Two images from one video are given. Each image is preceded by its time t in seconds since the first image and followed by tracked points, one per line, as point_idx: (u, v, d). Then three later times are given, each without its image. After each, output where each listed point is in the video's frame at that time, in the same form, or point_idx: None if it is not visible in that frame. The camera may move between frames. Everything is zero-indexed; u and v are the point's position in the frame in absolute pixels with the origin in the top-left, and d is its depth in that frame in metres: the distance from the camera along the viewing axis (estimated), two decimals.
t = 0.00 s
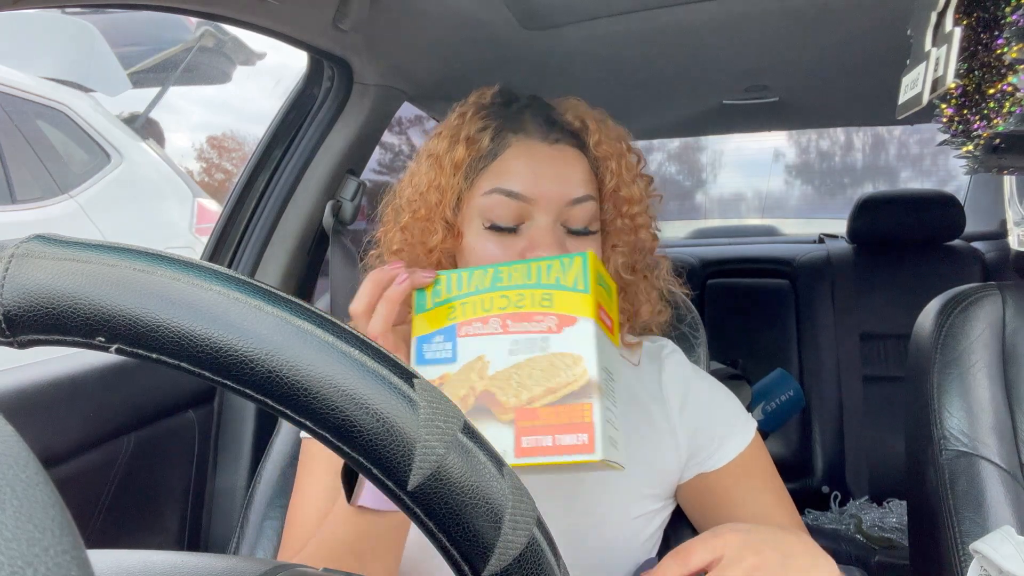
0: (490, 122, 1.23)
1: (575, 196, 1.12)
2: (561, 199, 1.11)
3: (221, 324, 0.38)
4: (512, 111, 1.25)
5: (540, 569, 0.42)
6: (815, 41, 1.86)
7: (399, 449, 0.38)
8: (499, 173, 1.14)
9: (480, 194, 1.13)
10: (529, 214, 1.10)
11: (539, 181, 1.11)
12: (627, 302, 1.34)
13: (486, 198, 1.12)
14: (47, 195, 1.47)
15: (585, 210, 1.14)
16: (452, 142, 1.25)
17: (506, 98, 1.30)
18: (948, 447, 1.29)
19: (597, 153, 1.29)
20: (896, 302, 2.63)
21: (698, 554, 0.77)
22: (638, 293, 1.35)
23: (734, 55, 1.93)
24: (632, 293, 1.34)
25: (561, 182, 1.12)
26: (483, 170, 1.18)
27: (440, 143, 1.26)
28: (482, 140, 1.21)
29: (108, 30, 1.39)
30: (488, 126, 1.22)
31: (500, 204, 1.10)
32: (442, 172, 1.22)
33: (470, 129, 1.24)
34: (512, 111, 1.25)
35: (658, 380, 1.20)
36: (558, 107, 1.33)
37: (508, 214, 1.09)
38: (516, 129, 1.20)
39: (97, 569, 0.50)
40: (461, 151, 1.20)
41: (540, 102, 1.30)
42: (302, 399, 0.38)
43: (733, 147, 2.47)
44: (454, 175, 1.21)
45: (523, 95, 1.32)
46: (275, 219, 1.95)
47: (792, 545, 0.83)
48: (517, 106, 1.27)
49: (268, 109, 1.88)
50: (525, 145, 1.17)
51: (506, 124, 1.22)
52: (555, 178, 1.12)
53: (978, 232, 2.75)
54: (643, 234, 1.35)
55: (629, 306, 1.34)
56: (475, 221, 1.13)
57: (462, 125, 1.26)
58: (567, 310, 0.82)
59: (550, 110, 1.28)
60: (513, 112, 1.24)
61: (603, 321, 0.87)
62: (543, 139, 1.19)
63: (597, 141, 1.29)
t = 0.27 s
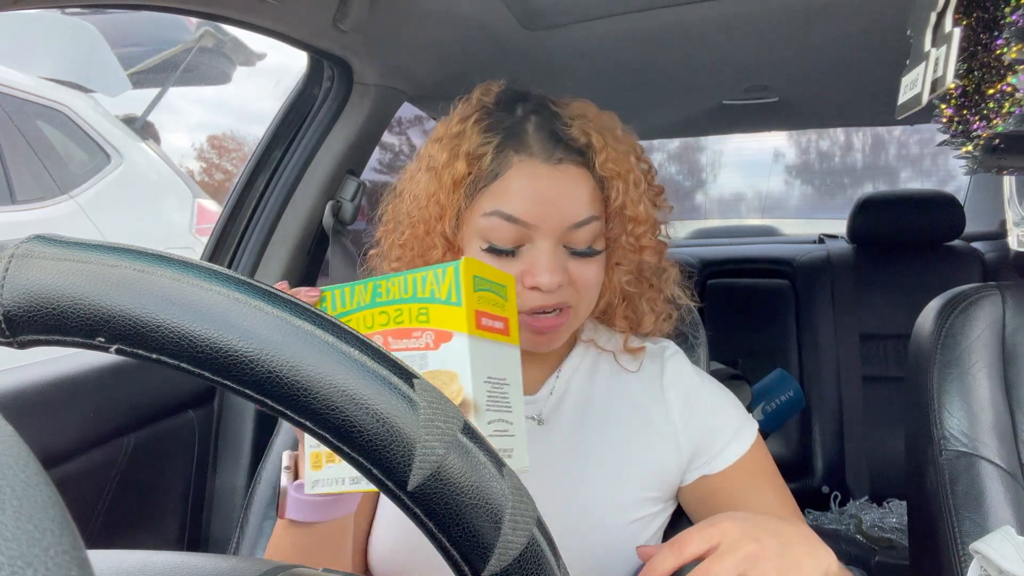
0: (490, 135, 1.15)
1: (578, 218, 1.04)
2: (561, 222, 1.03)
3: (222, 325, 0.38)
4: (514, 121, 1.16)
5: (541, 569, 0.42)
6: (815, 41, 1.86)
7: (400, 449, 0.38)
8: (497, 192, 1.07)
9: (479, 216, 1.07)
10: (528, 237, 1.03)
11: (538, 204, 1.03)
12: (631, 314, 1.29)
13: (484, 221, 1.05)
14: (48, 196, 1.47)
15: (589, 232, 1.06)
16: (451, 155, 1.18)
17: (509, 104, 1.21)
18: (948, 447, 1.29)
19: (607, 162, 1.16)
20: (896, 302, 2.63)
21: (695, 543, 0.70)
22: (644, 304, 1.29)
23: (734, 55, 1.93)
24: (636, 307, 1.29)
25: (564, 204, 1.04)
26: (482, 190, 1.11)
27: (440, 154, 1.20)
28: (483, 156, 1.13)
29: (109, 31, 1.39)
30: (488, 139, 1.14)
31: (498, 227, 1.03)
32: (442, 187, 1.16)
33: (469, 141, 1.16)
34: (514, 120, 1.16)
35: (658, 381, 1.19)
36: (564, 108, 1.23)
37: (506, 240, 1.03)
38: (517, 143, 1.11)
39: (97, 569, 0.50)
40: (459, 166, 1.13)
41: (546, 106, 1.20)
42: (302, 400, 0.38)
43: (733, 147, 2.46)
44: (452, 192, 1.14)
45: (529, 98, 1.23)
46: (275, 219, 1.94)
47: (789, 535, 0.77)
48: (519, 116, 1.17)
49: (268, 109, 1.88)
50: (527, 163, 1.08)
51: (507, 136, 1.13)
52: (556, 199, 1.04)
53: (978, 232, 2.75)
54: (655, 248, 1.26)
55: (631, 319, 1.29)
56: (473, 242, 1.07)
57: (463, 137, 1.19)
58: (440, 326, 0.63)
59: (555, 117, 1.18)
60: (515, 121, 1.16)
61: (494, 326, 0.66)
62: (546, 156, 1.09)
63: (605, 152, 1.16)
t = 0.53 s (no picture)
0: (484, 140, 1.15)
1: (575, 223, 1.04)
2: (559, 228, 1.03)
3: (222, 325, 0.38)
4: (509, 124, 1.16)
5: (540, 569, 0.42)
6: (815, 41, 1.86)
7: (400, 449, 0.38)
8: (493, 198, 1.07)
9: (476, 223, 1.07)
10: (526, 243, 1.03)
11: (535, 209, 1.03)
12: (632, 316, 1.30)
13: (482, 228, 1.05)
14: (46, 195, 1.48)
15: (588, 236, 1.06)
16: (446, 162, 1.17)
17: (503, 107, 1.21)
18: (948, 447, 1.29)
19: (604, 164, 1.15)
20: (896, 302, 2.63)
21: (720, 519, 0.68)
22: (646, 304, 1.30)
23: (734, 55, 1.93)
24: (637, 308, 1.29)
25: (561, 209, 1.04)
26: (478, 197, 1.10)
27: (436, 159, 1.20)
28: (478, 162, 1.12)
29: (109, 31, 1.39)
30: (482, 143, 1.14)
31: (495, 234, 1.03)
32: (437, 194, 1.16)
33: (463, 146, 1.16)
34: (508, 124, 1.16)
35: (659, 385, 1.18)
36: (562, 109, 1.22)
37: (504, 247, 1.03)
38: (512, 150, 1.11)
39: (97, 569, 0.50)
40: (455, 173, 1.13)
41: (541, 108, 1.20)
42: (302, 400, 0.38)
43: (733, 147, 2.46)
44: (447, 200, 1.14)
45: (524, 99, 1.23)
46: (275, 219, 1.94)
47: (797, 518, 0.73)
48: (514, 119, 1.16)
49: (268, 109, 1.88)
50: (522, 168, 1.08)
51: (502, 141, 1.13)
52: (552, 204, 1.04)
53: (978, 232, 2.75)
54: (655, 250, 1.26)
55: (632, 321, 1.29)
56: (471, 249, 1.07)
57: (457, 142, 1.18)
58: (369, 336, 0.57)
59: (551, 119, 1.17)
60: (510, 125, 1.15)
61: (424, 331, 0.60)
62: (542, 162, 1.09)
63: (602, 155, 1.16)
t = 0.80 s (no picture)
0: (477, 137, 1.15)
1: (570, 214, 1.04)
2: (554, 220, 1.03)
3: (221, 325, 0.38)
4: (501, 121, 1.16)
5: (541, 569, 0.42)
6: (815, 40, 1.86)
7: (399, 449, 0.38)
8: (488, 192, 1.07)
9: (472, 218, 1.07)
10: (522, 237, 1.03)
11: (530, 201, 1.03)
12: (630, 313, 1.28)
13: (477, 223, 1.05)
14: (47, 196, 1.47)
15: (583, 229, 1.06)
16: (441, 159, 1.18)
17: (495, 106, 1.21)
18: (948, 447, 1.29)
19: (596, 156, 1.15)
20: (896, 303, 2.62)
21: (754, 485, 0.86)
22: (643, 300, 1.28)
23: (734, 55, 1.93)
24: (636, 303, 1.28)
25: (556, 202, 1.04)
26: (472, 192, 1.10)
27: (431, 158, 1.20)
28: (471, 158, 1.13)
29: (109, 31, 1.39)
30: (475, 140, 1.15)
31: (491, 228, 1.03)
32: (432, 192, 1.16)
33: (457, 144, 1.16)
34: (501, 121, 1.16)
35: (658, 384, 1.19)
36: (553, 105, 1.23)
37: (500, 240, 1.03)
38: (505, 145, 1.11)
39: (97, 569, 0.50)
40: (449, 169, 1.13)
41: (533, 105, 1.21)
42: (302, 399, 0.38)
43: (733, 147, 2.46)
44: (443, 196, 1.14)
45: (516, 98, 1.23)
46: (275, 219, 1.95)
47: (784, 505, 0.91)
48: (507, 117, 1.17)
49: (268, 109, 1.88)
50: (516, 162, 1.08)
51: (495, 137, 1.13)
52: (547, 197, 1.04)
53: (978, 232, 2.75)
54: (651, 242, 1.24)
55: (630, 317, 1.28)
56: (467, 244, 1.07)
57: (451, 140, 1.19)
58: (587, 400, 0.73)
59: (542, 115, 1.18)
60: (502, 121, 1.16)
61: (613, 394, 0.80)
62: (534, 155, 1.09)
63: (594, 147, 1.16)
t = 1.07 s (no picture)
0: (474, 133, 1.16)
1: (581, 186, 1.08)
2: (568, 193, 1.06)
3: (221, 325, 0.38)
4: (493, 113, 1.19)
5: (540, 569, 0.42)
6: (815, 40, 1.86)
7: (399, 449, 0.38)
8: (497, 178, 1.09)
9: (487, 208, 1.08)
10: (541, 214, 1.05)
11: (541, 176, 1.07)
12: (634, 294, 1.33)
13: (495, 210, 1.07)
14: (47, 196, 1.47)
15: (594, 197, 1.10)
16: (442, 161, 1.18)
17: (480, 103, 1.24)
18: (948, 447, 1.29)
19: (591, 126, 1.23)
20: (896, 303, 2.62)
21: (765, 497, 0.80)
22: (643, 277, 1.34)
23: (734, 55, 1.93)
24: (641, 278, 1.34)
25: (565, 175, 1.08)
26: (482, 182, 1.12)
27: (430, 162, 1.20)
28: (473, 150, 1.14)
29: (108, 31, 1.39)
30: (473, 134, 1.16)
31: (510, 210, 1.05)
32: (438, 194, 1.16)
33: (456, 143, 1.17)
34: (492, 115, 1.18)
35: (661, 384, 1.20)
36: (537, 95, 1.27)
37: (519, 220, 1.05)
38: (506, 130, 1.14)
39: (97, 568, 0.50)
40: (453, 167, 1.14)
41: (516, 95, 1.24)
42: (302, 399, 0.38)
43: (733, 147, 2.46)
44: (451, 195, 1.15)
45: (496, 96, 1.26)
46: (275, 219, 1.95)
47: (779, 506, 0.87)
48: (498, 109, 1.19)
49: (267, 109, 1.88)
50: (519, 145, 1.12)
51: (493, 127, 1.16)
52: (557, 173, 1.08)
53: (978, 232, 2.75)
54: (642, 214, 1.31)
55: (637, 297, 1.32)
56: (484, 236, 1.08)
57: (447, 141, 1.19)
58: (726, 437, 0.71)
59: (528, 102, 1.22)
60: (493, 116, 1.18)
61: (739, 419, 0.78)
62: (537, 134, 1.14)
63: (589, 119, 1.23)
